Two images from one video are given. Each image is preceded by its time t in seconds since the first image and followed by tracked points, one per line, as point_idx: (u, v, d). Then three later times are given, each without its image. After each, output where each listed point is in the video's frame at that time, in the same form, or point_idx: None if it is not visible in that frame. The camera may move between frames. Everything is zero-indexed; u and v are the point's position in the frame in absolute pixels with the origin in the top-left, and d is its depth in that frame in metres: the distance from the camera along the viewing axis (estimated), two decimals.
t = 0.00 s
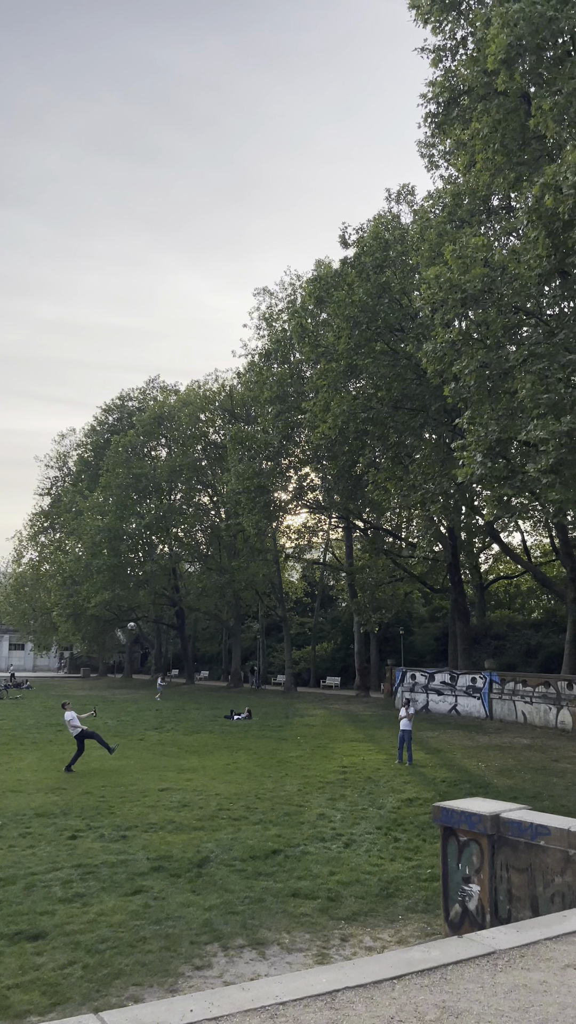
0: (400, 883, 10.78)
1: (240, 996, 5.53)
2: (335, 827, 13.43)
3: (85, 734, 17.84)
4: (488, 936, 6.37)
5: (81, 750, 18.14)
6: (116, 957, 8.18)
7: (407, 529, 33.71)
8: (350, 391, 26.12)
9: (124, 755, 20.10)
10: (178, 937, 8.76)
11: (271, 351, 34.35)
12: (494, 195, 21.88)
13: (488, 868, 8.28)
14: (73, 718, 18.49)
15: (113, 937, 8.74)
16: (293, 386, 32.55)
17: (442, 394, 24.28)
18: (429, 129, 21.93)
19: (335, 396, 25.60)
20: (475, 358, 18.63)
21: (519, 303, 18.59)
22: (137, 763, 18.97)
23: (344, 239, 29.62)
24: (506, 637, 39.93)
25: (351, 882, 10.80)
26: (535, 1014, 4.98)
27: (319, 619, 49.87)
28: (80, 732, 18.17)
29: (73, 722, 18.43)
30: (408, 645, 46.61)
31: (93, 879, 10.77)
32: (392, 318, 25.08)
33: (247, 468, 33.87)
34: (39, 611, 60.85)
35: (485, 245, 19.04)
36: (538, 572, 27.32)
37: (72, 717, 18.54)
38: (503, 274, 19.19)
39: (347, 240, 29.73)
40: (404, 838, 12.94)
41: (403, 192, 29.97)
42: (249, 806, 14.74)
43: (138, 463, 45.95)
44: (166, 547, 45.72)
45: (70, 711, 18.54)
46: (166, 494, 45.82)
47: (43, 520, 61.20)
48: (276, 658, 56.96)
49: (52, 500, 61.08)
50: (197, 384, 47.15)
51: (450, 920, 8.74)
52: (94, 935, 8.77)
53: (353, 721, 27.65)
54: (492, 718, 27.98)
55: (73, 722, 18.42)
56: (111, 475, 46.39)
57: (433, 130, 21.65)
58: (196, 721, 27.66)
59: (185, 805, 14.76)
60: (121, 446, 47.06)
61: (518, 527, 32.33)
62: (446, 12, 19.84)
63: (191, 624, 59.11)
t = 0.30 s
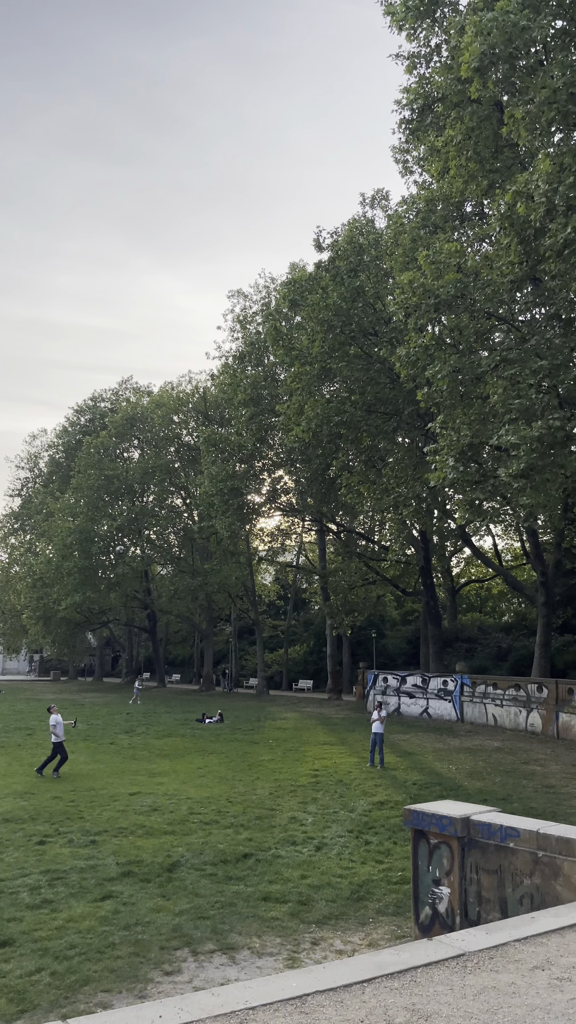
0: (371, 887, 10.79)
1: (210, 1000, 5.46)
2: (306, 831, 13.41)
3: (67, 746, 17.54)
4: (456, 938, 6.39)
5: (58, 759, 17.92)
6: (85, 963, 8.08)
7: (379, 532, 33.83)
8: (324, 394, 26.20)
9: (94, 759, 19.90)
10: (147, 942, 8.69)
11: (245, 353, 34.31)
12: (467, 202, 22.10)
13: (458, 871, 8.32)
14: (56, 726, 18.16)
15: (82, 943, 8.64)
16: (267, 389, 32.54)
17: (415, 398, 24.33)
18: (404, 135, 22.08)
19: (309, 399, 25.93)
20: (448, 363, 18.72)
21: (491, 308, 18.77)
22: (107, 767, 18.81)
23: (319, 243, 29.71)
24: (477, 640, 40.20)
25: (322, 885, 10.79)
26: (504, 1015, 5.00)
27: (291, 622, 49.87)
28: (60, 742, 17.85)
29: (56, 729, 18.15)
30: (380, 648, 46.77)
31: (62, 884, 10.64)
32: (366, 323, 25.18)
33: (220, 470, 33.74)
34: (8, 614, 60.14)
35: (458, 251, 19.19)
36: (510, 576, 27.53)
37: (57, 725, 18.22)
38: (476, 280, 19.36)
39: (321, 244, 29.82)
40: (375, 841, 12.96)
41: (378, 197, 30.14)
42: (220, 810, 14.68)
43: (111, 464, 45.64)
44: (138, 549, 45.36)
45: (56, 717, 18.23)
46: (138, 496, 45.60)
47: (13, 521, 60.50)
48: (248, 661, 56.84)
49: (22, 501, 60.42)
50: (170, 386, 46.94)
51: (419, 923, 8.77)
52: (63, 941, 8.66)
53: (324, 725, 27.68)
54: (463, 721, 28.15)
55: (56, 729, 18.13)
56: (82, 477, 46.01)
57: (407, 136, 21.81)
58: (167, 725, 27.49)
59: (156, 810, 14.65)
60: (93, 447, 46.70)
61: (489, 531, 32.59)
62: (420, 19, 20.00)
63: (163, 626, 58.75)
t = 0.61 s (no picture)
0: (350, 890, 10.80)
1: (188, 1005, 5.40)
2: (286, 834, 13.39)
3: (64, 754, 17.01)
4: (435, 941, 6.41)
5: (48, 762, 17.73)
6: (62, 970, 8.02)
7: (359, 535, 33.91)
8: (305, 398, 26.25)
9: (72, 764, 19.76)
10: (125, 948, 8.63)
11: (226, 356, 34.28)
12: (447, 207, 22.26)
13: (437, 873, 8.36)
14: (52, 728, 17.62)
15: (59, 949, 8.56)
16: (248, 392, 32.51)
17: (395, 402, 24.40)
18: (384, 140, 22.17)
19: (290, 403, 26.02)
20: (428, 368, 18.80)
21: (470, 313, 18.88)
22: (85, 771, 18.66)
23: (300, 247, 29.77)
24: (456, 643, 40.39)
25: (301, 889, 10.79)
26: (482, 1018, 5.02)
27: (272, 625, 49.80)
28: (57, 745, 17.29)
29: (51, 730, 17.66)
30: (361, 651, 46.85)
31: (39, 890, 10.54)
32: (346, 327, 25.23)
33: (200, 472, 33.64)
34: None
35: (438, 256, 19.30)
36: (488, 579, 27.66)
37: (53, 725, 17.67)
38: (455, 285, 19.48)
39: (302, 247, 29.89)
40: (354, 844, 12.97)
41: (358, 201, 30.26)
42: (199, 814, 14.63)
43: (90, 467, 45.39)
44: (117, 551, 45.04)
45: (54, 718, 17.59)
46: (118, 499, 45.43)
47: None
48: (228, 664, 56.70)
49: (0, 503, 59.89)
50: (150, 388, 46.77)
51: (398, 926, 8.81)
52: (40, 948, 8.58)
53: (304, 728, 27.68)
54: (442, 723, 28.26)
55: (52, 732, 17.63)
56: (62, 479, 45.72)
57: (388, 141, 21.91)
58: (146, 728, 27.34)
59: (135, 814, 14.58)
60: (73, 449, 46.43)
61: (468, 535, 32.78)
62: (401, 25, 20.14)
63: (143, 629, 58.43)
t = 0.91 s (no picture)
0: (336, 895, 10.79)
1: (174, 1012, 5.36)
2: (272, 839, 13.37)
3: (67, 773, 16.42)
4: (421, 944, 6.42)
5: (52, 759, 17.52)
6: (46, 977, 7.96)
7: (345, 539, 33.96)
8: (290, 402, 26.33)
9: (57, 770, 19.61)
10: (111, 955, 8.57)
11: (211, 360, 34.28)
12: (431, 213, 22.39)
13: (423, 878, 8.38)
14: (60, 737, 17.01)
15: (44, 957, 8.50)
16: (233, 396, 32.50)
17: (381, 407, 24.45)
18: (369, 146, 22.27)
19: (275, 407, 26.06)
20: (412, 373, 18.88)
21: (455, 319, 18.98)
22: (70, 777, 18.54)
23: (285, 252, 29.83)
24: (441, 646, 40.50)
25: (287, 894, 10.76)
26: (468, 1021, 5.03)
27: (257, 629, 49.73)
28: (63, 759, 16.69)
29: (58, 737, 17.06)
30: (347, 655, 46.86)
31: (23, 898, 10.46)
32: (332, 332, 25.29)
33: (186, 477, 33.58)
34: None
35: (423, 262, 19.40)
36: (473, 583, 27.74)
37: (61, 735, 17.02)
38: (440, 291, 19.58)
39: (287, 252, 29.95)
40: (340, 849, 12.96)
41: (343, 206, 30.39)
42: (185, 820, 14.55)
43: (75, 471, 45.21)
44: (102, 556, 44.62)
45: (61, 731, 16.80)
46: (103, 503, 45.29)
47: None
48: (214, 669, 56.58)
49: None
50: (135, 392, 46.66)
51: (384, 930, 8.81)
52: (24, 955, 8.51)
53: (290, 732, 27.64)
54: (428, 727, 28.32)
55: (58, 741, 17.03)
56: (46, 483, 45.53)
57: (373, 147, 22.01)
58: (131, 734, 27.18)
59: (121, 820, 14.50)
60: (57, 453, 46.21)
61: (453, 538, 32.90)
62: (386, 32, 20.25)
63: (128, 634, 58.16)
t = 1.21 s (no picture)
0: (330, 899, 10.78)
1: (168, 1018, 5.32)
2: (265, 844, 13.35)
3: (76, 790, 15.92)
4: (414, 948, 6.42)
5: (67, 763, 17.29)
6: (38, 984, 7.92)
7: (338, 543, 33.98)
8: (282, 406, 26.38)
9: (49, 776, 19.52)
10: (103, 961, 8.53)
11: (202, 364, 34.28)
12: (422, 218, 22.49)
13: (416, 881, 8.38)
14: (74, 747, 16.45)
15: (36, 963, 8.46)
16: (225, 400, 32.49)
17: (373, 411, 24.47)
18: (360, 151, 22.36)
19: (267, 411, 26.10)
20: (404, 377, 18.91)
21: (446, 323, 19.04)
22: (62, 783, 18.46)
23: (276, 256, 29.89)
24: (434, 650, 40.54)
25: (281, 899, 10.75)
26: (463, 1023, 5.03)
27: (250, 634, 49.68)
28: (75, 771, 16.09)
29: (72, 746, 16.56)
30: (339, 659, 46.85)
31: (15, 904, 10.40)
32: (323, 336, 25.33)
33: (178, 481, 33.56)
34: None
35: (413, 266, 19.46)
36: (465, 586, 27.76)
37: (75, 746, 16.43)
38: (431, 295, 19.65)
39: (279, 257, 30.02)
40: (333, 853, 12.95)
41: (334, 211, 30.48)
42: (177, 825, 14.50)
43: (66, 475, 45.11)
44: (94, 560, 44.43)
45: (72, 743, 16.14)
46: (94, 507, 45.21)
47: None
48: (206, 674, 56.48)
49: None
50: (127, 396, 46.62)
51: (378, 935, 8.80)
52: (16, 962, 8.47)
53: (282, 736, 27.59)
54: (421, 731, 28.33)
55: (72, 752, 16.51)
56: (37, 488, 45.43)
57: (364, 152, 22.08)
58: (123, 739, 27.08)
59: (113, 826, 14.44)
60: (49, 457, 46.10)
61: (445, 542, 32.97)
62: (376, 37, 20.34)
63: (120, 639, 57.99)
